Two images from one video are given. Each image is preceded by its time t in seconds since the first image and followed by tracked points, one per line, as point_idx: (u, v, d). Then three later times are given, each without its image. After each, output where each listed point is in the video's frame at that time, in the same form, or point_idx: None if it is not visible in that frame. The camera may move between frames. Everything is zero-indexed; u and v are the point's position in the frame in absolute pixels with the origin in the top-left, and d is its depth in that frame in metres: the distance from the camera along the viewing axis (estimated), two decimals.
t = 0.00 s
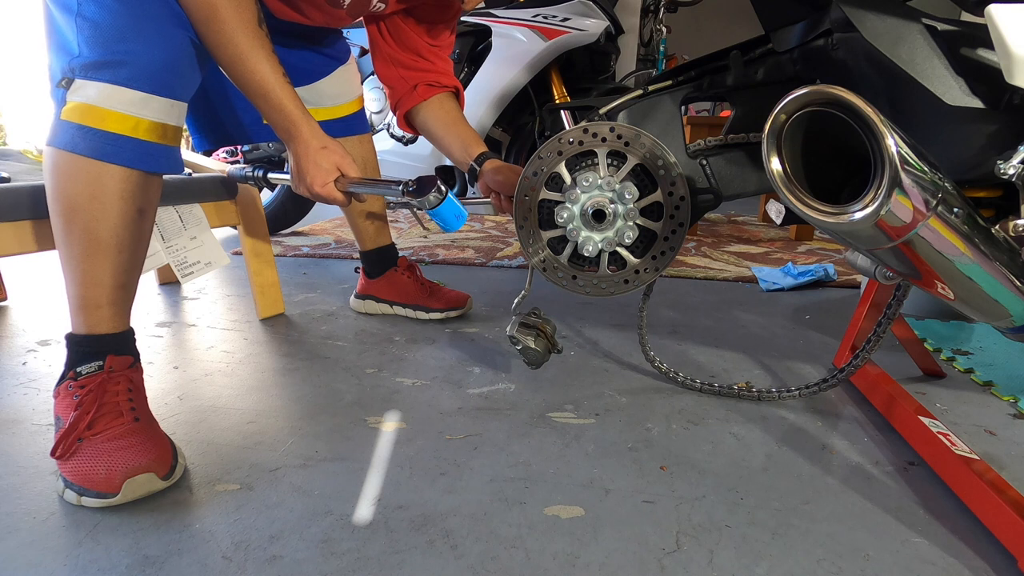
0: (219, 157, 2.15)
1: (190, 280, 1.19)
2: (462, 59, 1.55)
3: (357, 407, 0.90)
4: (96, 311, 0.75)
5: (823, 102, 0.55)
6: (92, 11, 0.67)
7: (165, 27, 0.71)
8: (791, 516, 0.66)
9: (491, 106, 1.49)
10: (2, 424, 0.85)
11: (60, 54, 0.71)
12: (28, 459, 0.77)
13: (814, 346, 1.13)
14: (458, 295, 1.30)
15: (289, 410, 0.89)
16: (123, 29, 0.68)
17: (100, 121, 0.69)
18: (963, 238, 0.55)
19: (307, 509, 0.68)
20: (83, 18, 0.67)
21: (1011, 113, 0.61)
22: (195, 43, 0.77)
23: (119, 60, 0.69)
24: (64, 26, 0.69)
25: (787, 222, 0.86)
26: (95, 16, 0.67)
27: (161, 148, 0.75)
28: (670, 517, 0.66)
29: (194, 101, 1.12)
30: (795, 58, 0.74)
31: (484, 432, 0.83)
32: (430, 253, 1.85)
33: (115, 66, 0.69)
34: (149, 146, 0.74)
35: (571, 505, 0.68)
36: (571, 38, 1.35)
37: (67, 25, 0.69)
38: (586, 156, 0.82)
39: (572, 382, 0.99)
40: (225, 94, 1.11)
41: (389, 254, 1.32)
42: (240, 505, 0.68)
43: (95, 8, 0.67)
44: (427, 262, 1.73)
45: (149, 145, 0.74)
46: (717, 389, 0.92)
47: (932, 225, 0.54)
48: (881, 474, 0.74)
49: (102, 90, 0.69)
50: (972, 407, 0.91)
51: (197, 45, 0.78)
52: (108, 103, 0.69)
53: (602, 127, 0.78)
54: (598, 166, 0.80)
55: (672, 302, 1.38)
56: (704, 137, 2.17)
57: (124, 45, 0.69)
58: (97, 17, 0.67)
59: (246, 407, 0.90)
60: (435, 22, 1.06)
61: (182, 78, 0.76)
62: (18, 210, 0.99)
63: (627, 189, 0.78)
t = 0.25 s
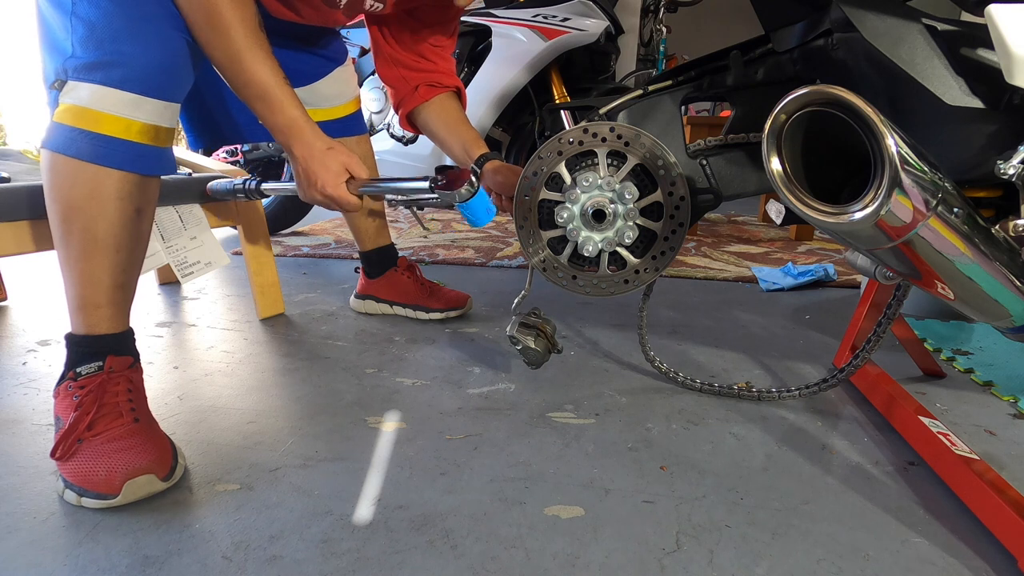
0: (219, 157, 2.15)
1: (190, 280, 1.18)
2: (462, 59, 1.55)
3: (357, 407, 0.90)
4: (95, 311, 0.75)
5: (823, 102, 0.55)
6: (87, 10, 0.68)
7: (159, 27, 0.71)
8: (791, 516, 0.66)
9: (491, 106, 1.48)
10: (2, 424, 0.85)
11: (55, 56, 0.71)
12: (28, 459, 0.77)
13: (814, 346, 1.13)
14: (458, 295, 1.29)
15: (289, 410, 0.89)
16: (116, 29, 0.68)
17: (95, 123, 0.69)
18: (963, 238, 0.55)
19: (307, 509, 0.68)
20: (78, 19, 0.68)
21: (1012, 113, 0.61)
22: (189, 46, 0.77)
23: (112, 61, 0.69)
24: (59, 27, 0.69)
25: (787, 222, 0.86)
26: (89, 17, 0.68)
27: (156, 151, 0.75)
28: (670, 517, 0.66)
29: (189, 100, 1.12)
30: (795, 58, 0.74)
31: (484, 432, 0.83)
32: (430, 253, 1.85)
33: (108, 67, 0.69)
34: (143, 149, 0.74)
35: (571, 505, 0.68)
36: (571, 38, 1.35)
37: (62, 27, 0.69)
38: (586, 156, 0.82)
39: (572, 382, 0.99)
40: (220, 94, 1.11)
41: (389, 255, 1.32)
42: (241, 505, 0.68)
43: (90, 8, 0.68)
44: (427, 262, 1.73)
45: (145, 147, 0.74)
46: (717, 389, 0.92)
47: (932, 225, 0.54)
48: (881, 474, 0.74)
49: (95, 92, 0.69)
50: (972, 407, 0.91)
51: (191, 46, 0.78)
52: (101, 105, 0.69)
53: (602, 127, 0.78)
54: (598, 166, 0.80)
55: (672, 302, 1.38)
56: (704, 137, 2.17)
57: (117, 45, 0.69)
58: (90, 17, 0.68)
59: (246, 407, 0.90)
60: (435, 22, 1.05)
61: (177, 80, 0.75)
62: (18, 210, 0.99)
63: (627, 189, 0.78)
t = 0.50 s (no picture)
0: (219, 157, 2.15)
1: (190, 280, 1.18)
2: (462, 59, 1.55)
3: (356, 407, 0.90)
4: (95, 311, 0.75)
5: (823, 102, 0.55)
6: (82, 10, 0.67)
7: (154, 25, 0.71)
8: (791, 516, 0.66)
9: (491, 106, 1.48)
10: (2, 424, 0.85)
11: (51, 54, 0.71)
12: (28, 459, 0.77)
13: (814, 346, 1.13)
14: (458, 295, 1.29)
15: (289, 410, 0.89)
16: (110, 28, 0.68)
17: (91, 123, 0.69)
18: (963, 238, 0.55)
19: (307, 509, 0.68)
20: (72, 18, 0.68)
21: (1011, 113, 0.61)
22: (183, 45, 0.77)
23: (107, 60, 0.69)
24: (55, 26, 0.69)
25: (787, 222, 0.86)
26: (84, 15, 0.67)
27: (153, 151, 0.75)
28: (670, 517, 0.66)
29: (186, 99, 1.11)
30: (795, 58, 0.74)
31: (484, 432, 0.83)
32: (430, 253, 1.85)
33: (102, 66, 0.69)
34: (139, 148, 0.73)
35: (571, 505, 0.68)
36: (571, 38, 1.35)
37: (57, 25, 0.69)
38: (586, 156, 0.82)
39: (572, 382, 0.99)
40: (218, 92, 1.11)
41: (389, 255, 1.32)
42: (241, 505, 0.68)
43: (84, 7, 0.67)
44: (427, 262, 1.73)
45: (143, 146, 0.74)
46: (716, 390, 0.92)
47: (932, 225, 0.54)
48: (881, 474, 0.74)
49: (90, 92, 0.69)
50: (972, 407, 0.91)
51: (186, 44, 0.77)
52: (96, 105, 0.69)
53: (602, 127, 0.78)
54: (598, 166, 0.80)
55: (672, 302, 1.38)
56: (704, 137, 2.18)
57: (111, 43, 0.69)
58: (84, 16, 0.67)
59: (246, 407, 0.90)
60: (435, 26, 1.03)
61: (173, 78, 0.75)
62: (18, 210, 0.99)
63: (627, 189, 0.78)
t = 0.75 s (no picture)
0: (219, 157, 2.15)
1: (191, 280, 1.19)
2: (462, 59, 1.55)
3: (357, 407, 0.90)
4: (95, 311, 0.75)
5: (822, 102, 0.55)
6: (79, 9, 0.68)
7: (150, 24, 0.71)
8: (791, 516, 0.66)
9: (491, 106, 1.49)
10: (2, 424, 0.85)
11: (48, 53, 0.71)
12: (28, 459, 0.77)
13: (814, 346, 1.13)
14: (459, 296, 1.29)
15: (289, 411, 0.89)
16: (108, 26, 0.68)
17: (89, 123, 0.69)
18: (963, 238, 0.55)
19: (308, 509, 0.68)
20: (71, 17, 0.68)
21: (1011, 113, 0.61)
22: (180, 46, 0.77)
23: (104, 59, 0.69)
24: (55, 24, 0.69)
25: (787, 222, 0.86)
26: (82, 14, 0.68)
27: (150, 151, 0.75)
28: (670, 517, 0.66)
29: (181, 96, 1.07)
30: (795, 58, 0.74)
31: (484, 432, 0.83)
32: (430, 252, 1.85)
33: (98, 66, 0.69)
34: (136, 149, 0.73)
35: (571, 505, 0.68)
36: (571, 38, 1.36)
37: (56, 24, 0.69)
38: (586, 156, 0.82)
39: (572, 382, 0.99)
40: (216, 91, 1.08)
41: (388, 255, 1.32)
42: (241, 505, 0.68)
43: (83, 7, 0.68)
44: (427, 262, 1.74)
45: (140, 147, 0.73)
46: (717, 389, 0.92)
47: (932, 225, 0.54)
48: (881, 474, 0.74)
49: (86, 92, 0.68)
50: (972, 407, 0.91)
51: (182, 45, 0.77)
52: (92, 104, 0.69)
53: (602, 127, 0.78)
54: (598, 166, 0.80)
55: (672, 302, 1.38)
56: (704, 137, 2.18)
57: (110, 43, 0.69)
58: (83, 16, 0.68)
59: (246, 407, 0.90)
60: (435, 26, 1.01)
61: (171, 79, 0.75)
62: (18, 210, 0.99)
63: (627, 189, 0.78)
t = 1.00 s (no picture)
0: (219, 157, 2.15)
1: (191, 280, 1.19)
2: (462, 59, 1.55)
3: (357, 407, 0.90)
4: (95, 312, 0.75)
5: (822, 102, 0.55)
6: (81, 9, 0.69)
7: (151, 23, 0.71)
8: (791, 516, 0.66)
9: (492, 106, 1.49)
10: (2, 424, 0.85)
11: (50, 53, 0.71)
12: (28, 459, 0.77)
13: (814, 346, 1.13)
14: (459, 296, 1.29)
15: (289, 411, 0.89)
16: (109, 25, 0.69)
17: (88, 123, 0.69)
18: (962, 238, 0.55)
19: (308, 509, 0.68)
20: (72, 17, 0.69)
21: (1011, 113, 0.61)
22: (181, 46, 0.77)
23: (103, 58, 0.69)
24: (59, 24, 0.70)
25: (787, 222, 0.86)
26: (83, 14, 0.68)
27: (151, 152, 0.74)
28: (670, 517, 0.66)
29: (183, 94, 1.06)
30: (795, 58, 0.74)
31: (484, 432, 0.83)
32: (430, 253, 1.85)
33: (98, 65, 0.69)
34: (136, 149, 0.72)
35: (571, 505, 0.68)
36: (571, 38, 1.35)
37: (60, 24, 0.70)
38: (586, 156, 0.82)
39: (572, 382, 0.99)
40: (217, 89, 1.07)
41: (388, 254, 1.32)
42: (241, 505, 0.68)
43: (83, 6, 0.69)
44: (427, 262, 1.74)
45: (141, 147, 0.73)
46: (717, 389, 0.92)
47: (932, 225, 0.54)
48: (881, 474, 0.74)
49: (85, 91, 0.69)
50: (972, 407, 0.91)
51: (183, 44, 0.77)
52: (91, 104, 0.69)
53: (602, 127, 0.78)
54: (598, 166, 0.80)
55: (672, 302, 1.38)
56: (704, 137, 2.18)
57: (109, 41, 0.69)
58: (83, 15, 0.68)
59: (246, 407, 0.90)
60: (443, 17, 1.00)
61: (170, 78, 0.75)
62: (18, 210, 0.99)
63: (627, 189, 0.78)
